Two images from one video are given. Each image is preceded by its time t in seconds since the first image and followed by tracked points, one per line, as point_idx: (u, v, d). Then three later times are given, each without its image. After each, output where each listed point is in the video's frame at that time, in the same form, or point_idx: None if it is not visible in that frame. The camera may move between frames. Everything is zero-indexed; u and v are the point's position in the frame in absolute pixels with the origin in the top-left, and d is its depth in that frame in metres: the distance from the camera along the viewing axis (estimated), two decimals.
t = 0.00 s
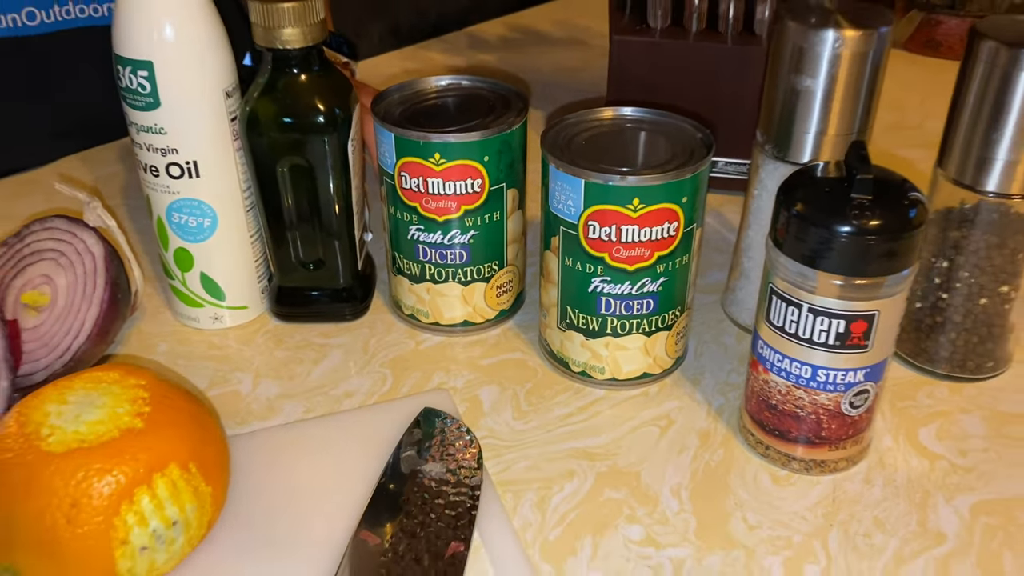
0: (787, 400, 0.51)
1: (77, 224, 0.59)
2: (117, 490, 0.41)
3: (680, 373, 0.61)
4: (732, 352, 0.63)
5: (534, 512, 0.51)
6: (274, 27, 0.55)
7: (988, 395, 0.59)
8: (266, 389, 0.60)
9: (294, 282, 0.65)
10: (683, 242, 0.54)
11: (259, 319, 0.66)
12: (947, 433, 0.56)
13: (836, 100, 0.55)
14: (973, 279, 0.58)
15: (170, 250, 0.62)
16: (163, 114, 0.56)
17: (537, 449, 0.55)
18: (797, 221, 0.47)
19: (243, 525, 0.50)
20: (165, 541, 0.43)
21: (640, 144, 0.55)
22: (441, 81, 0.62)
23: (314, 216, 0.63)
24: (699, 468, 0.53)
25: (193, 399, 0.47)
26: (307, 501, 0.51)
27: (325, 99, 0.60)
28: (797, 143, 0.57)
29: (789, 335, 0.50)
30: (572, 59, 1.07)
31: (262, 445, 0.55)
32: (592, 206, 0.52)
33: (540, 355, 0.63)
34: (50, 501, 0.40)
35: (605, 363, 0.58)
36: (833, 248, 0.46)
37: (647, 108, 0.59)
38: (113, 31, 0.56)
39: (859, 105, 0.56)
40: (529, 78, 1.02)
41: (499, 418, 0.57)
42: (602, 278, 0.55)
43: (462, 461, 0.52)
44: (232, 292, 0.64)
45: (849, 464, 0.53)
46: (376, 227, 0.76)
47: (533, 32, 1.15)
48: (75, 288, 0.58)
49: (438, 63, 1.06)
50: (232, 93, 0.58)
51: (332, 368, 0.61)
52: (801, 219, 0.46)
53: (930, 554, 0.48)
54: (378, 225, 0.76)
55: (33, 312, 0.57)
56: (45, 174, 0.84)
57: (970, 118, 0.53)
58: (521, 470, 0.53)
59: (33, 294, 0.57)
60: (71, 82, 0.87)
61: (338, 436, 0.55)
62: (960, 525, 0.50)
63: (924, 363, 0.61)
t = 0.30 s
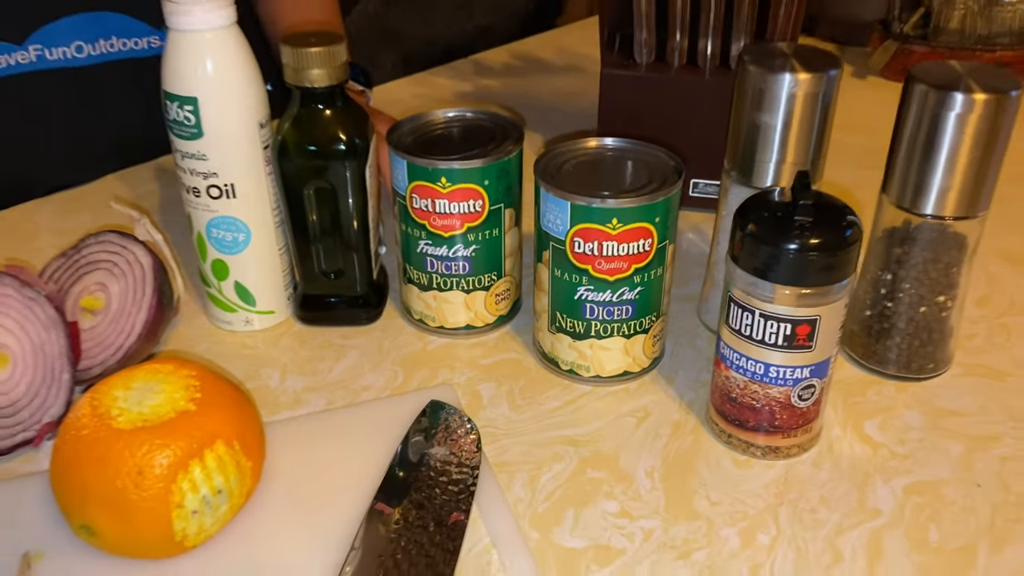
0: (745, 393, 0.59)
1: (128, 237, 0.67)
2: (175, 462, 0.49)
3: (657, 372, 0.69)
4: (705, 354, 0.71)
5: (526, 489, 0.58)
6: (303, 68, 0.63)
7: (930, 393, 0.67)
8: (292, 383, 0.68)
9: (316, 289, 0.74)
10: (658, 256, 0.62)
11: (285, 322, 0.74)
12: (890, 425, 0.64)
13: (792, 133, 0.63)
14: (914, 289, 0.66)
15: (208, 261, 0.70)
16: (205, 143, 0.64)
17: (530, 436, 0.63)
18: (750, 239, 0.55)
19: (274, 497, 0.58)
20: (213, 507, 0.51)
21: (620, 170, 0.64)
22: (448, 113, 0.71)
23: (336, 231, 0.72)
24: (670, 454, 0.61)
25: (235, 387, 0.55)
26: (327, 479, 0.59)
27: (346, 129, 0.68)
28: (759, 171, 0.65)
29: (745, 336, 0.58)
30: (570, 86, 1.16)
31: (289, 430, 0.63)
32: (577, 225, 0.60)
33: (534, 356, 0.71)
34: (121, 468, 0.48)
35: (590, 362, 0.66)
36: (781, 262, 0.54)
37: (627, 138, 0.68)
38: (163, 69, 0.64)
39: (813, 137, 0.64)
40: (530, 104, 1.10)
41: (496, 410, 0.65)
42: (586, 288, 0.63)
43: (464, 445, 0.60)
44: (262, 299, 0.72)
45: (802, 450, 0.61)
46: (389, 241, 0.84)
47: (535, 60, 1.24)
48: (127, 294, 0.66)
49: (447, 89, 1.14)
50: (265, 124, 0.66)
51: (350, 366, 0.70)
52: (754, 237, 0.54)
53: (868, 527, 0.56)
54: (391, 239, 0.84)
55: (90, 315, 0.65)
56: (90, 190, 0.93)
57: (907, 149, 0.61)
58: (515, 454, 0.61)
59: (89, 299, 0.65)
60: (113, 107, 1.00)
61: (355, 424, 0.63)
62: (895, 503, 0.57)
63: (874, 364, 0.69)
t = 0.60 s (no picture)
0: (718, 382, 0.66)
1: (167, 243, 0.75)
2: (216, 435, 0.56)
3: (643, 366, 0.76)
4: (686, 350, 0.78)
5: (523, 467, 0.66)
6: (327, 93, 0.71)
7: (889, 386, 0.74)
8: (314, 374, 0.75)
9: (335, 290, 0.81)
10: (642, 261, 0.70)
11: (306, 320, 0.82)
12: (851, 414, 0.71)
13: (763, 151, 0.71)
14: (874, 292, 0.73)
15: (238, 264, 0.78)
16: (238, 158, 0.72)
17: (527, 421, 0.70)
18: (721, 246, 0.62)
19: (299, 471, 0.65)
20: (248, 476, 0.58)
21: (609, 183, 0.71)
22: (455, 131, 0.78)
23: (354, 237, 0.79)
24: (651, 437, 0.69)
25: (266, 373, 0.63)
26: (346, 457, 0.66)
27: (364, 146, 0.76)
28: (734, 185, 0.73)
29: (716, 331, 0.65)
30: (570, 104, 1.23)
31: (312, 415, 0.70)
32: (569, 233, 0.68)
33: (532, 351, 0.78)
34: (169, 441, 0.56)
35: (581, 356, 0.73)
36: (747, 266, 0.61)
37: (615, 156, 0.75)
38: (201, 93, 0.72)
39: (782, 155, 0.71)
40: (532, 121, 1.18)
41: (497, 398, 0.73)
42: (578, 289, 0.70)
43: (467, 427, 0.68)
44: (286, 299, 0.79)
45: (770, 435, 0.68)
46: (400, 247, 0.92)
47: (538, 79, 1.31)
48: (166, 292, 0.74)
49: (455, 107, 1.22)
50: (291, 142, 0.74)
51: (365, 359, 0.77)
52: (724, 244, 0.62)
53: (825, 501, 0.63)
54: (402, 245, 0.92)
55: (133, 312, 0.73)
56: (125, 200, 1.01)
57: (864, 167, 0.68)
58: (513, 437, 0.69)
59: (133, 298, 0.73)
60: (146, 124, 1.09)
61: (371, 410, 0.71)
62: (850, 480, 0.65)
63: (839, 360, 0.76)
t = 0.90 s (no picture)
0: (707, 365, 0.71)
1: (192, 235, 0.80)
2: (242, 408, 0.61)
3: (638, 353, 0.81)
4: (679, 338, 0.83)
5: (525, 443, 0.70)
6: (343, 95, 0.76)
7: (869, 372, 0.79)
8: (329, 359, 0.80)
9: (349, 281, 0.86)
10: (637, 253, 0.75)
11: (321, 310, 0.87)
12: (834, 397, 0.76)
13: (750, 151, 0.75)
14: (855, 282, 0.78)
15: (258, 256, 0.83)
16: (260, 156, 0.77)
17: (529, 402, 0.75)
18: (709, 237, 0.67)
19: (316, 446, 0.70)
20: (270, 447, 0.63)
21: (607, 179, 0.76)
22: (462, 132, 0.83)
23: (367, 231, 0.84)
24: (645, 418, 0.73)
25: (287, 352, 0.68)
26: (359, 434, 0.71)
27: (376, 145, 0.81)
28: (724, 182, 0.78)
29: (704, 317, 0.69)
30: (572, 109, 1.28)
31: (327, 395, 0.75)
32: (569, 226, 0.73)
33: (533, 339, 0.83)
34: (199, 413, 0.60)
35: (580, 342, 0.78)
36: (734, 256, 0.65)
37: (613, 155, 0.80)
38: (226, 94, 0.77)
39: (768, 154, 0.76)
40: (535, 125, 1.23)
41: (501, 381, 0.77)
42: (577, 279, 0.75)
43: (473, 406, 0.72)
44: (303, 290, 0.84)
45: (756, 415, 0.73)
46: (410, 242, 0.97)
47: (541, 85, 1.36)
48: (191, 281, 0.79)
49: (461, 111, 1.27)
50: (309, 141, 0.79)
51: (377, 346, 0.82)
52: (712, 236, 0.66)
53: (806, 475, 0.67)
54: (411, 241, 0.97)
55: (160, 300, 0.77)
56: (148, 197, 1.06)
57: (844, 165, 0.73)
58: (515, 416, 0.73)
59: (160, 286, 0.78)
60: (168, 126, 1.15)
61: (382, 391, 0.76)
62: (830, 457, 0.69)
63: (823, 348, 0.81)
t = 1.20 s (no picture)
0: (707, 352, 0.71)
1: (194, 223, 0.80)
2: (245, 391, 0.62)
3: (638, 341, 0.81)
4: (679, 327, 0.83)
5: (526, 429, 0.71)
6: (344, 84, 0.76)
7: (869, 361, 0.79)
8: (330, 347, 0.80)
9: (350, 271, 0.87)
10: (638, 241, 0.75)
11: (323, 299, 0.87)
12: (833, 384, 0.76)
13: (750, 140, 0.76)
14: (855, 271, 0.78)
15: (260, 245, 0.83)
16: (262, 145, 0.77)
17: (530, 389, 0.75)
18: (709, 224, 0.67)
19: (318, 431, 0.70)
20: (272, 431, 0.64)
21: (608, 168, 0.76)
22: (464, 123, 0.84)
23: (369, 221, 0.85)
24: (646, 405, 0.74)
25: (289, 338, 0.68)
26: (361, 419, 0.71)
27: (378, 134, 0.81)
28: (724, 172, 0.78)
29: (704, 304, 0.70)
30: (573, 105, 1.29)
31: (329, 382, 0.75)
32: (570, 213, 0.73)
33: (534, 328, 0.83)
34: (202, 396, 0.61)
35: (581, 331, 0.78)
36: (734, 242, 0.66)
37: (614, 145, 0.81)
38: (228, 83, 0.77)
39: (768, 143, 0.76)
40: (536, 120, 1.24)
41: (502, 369, 0.78)
42: (578, 267, 0.75)
43: (474, 393, 0.73)
44: (305, 279, 0.85)
45: (756, 402, 0.73)
46: (411, 233, 0.97)
47: (542, 81, 1.37)
48: (194, 269, 0.79)
49: (461, 106, 1.28)
50: (311, 130, 0.79)
51: (378, 335, 0.82)
52: (712, 222, 0.67)
53: (806, 461, 0.68)
54: (412, 232, 0.97)
55: (163, 287, 0.78)
56: (149, 189, 1.06)
57: (844, 154, 0.73)
58: (517, 403, 0.74)
59: (163, 274, 0.78)
60: (170, 119, 1.15)
61: (384, 378, 0.76)
62: (830, 443, 0.70)
63: (823, 337, 0.81)
